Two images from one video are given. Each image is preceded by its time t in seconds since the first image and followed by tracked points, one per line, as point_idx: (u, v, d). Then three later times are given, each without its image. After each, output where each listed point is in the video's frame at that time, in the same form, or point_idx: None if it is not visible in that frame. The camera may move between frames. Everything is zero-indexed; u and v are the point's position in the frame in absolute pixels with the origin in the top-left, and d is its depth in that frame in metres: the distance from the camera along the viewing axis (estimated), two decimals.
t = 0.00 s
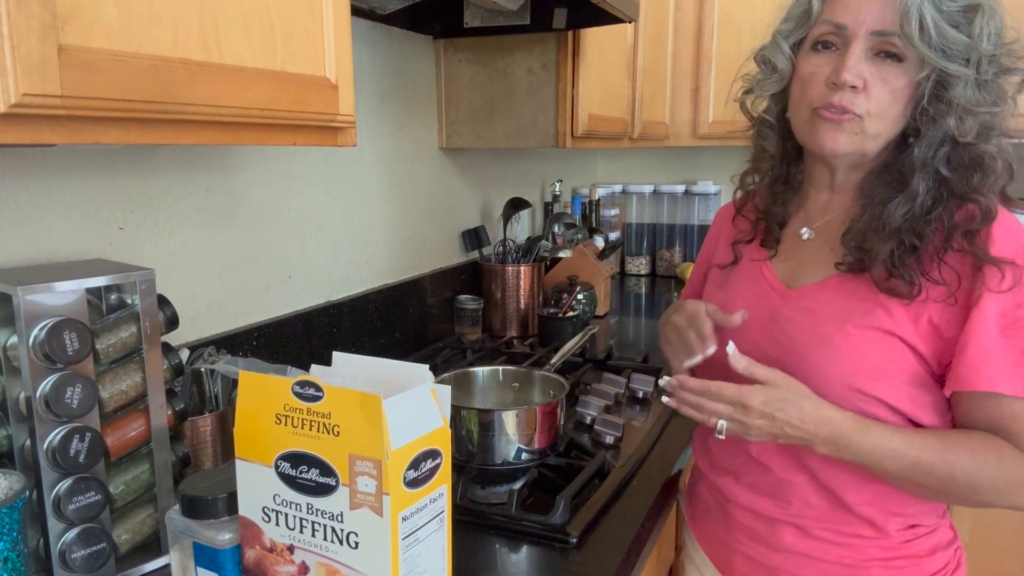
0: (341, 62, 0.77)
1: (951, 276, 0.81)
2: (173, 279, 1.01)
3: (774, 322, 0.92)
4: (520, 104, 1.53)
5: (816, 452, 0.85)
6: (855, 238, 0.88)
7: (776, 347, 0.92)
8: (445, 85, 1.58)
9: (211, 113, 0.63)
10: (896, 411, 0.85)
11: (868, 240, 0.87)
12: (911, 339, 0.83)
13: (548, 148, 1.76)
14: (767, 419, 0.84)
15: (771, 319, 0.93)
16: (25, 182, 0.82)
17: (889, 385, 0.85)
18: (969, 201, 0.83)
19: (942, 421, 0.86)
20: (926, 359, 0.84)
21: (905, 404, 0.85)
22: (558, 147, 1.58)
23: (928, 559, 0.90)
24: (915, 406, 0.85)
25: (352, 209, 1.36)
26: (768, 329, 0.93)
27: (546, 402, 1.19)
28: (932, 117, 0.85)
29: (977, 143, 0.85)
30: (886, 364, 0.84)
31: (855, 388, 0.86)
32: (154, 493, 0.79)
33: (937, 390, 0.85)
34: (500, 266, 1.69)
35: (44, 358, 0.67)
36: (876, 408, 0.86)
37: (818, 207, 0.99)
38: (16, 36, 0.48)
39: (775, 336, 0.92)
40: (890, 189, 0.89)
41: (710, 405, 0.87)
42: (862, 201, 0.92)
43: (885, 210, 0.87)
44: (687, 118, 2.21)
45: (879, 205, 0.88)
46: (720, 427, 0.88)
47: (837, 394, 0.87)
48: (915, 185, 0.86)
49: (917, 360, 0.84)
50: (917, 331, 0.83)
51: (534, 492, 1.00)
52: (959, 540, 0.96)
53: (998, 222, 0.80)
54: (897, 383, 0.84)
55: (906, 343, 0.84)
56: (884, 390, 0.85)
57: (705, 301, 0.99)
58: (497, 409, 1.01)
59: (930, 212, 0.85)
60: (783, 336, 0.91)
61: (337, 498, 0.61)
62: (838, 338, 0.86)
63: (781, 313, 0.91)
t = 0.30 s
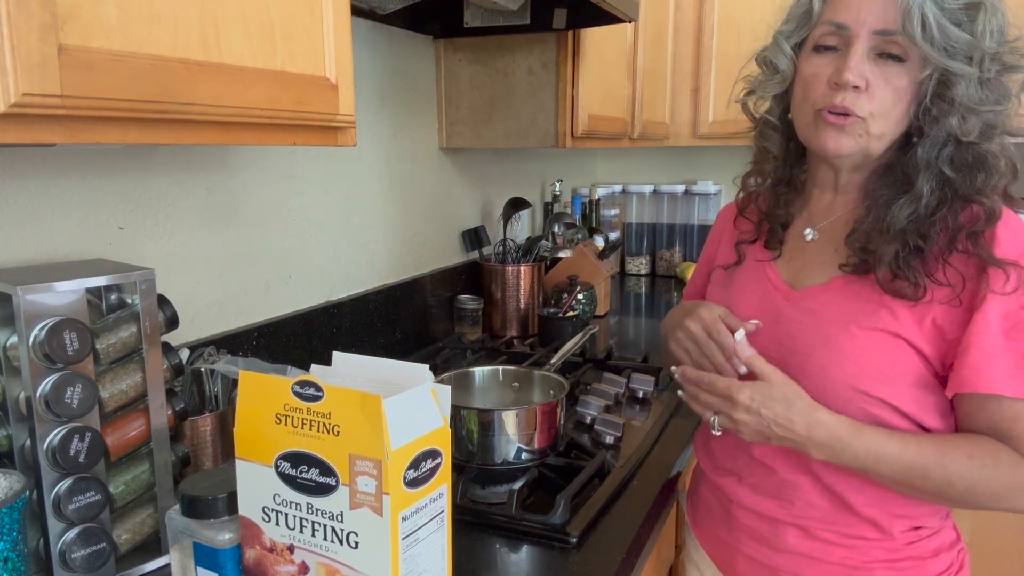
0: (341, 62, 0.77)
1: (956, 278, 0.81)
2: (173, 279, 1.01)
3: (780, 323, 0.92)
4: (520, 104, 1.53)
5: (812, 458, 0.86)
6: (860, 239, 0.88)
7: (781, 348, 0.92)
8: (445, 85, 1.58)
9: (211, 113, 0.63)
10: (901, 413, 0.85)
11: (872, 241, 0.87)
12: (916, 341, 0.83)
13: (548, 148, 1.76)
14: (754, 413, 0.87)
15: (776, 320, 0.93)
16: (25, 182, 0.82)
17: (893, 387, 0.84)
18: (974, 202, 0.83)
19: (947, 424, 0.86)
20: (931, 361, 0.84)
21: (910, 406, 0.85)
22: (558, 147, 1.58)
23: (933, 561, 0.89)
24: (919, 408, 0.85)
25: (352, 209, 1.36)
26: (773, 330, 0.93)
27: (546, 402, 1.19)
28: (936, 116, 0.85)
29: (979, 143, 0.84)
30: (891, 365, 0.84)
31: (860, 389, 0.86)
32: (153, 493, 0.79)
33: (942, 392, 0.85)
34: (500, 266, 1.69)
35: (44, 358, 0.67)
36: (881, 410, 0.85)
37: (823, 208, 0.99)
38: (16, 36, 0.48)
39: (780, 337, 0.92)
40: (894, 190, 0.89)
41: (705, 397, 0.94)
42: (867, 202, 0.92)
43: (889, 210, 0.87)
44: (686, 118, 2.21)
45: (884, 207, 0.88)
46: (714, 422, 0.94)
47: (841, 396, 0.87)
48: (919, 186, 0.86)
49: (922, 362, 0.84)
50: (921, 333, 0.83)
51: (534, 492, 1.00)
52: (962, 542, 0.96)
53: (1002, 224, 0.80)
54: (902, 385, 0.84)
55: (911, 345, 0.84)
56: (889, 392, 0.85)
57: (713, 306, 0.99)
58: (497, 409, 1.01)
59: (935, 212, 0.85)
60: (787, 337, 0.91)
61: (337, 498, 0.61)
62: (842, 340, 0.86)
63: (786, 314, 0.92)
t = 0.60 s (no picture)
0: (342, 62, 0.77)
1: (956, 276, 0.81)
2: (172, 279, 1.01)
3: (781, 323, 0.92)
4: (520, 104, 1.53)
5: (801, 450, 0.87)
6: (861, 239, 0.88)
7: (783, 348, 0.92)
8: (445, 85, 1.58)
9: (211, 113, 0.63)
10: (903, 413, 0.85)
11: (873, 240, 0.87)
12: (917, 340, 0.83)
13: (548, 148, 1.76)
14: (743, 400, 0.89)
15: (778, 320, 0.93)
16: (24, 183, 0.82)
17: (895, 387, 0.84)
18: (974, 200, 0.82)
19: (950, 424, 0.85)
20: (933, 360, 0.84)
21: (912, 406, 0.85)
22: (558, 147, 1.58)
23: (935, 561, 0.89)
24: (921, 408, 0.85)
25: (352, 209, 1.36)
26: (775, 329, 0.93)
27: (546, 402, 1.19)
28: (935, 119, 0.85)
29: (978, 144, 0.84)
30: (892, 365, 0.84)
31: (861, 389, 0.85)
32: (153, 493, 0.79)
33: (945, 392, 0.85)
34: (500, 266, 1.68)
35: (44, 358, 0.67)
36: (882, 410, 0.85)
37: (824, 209, 0.99)
38: (16, 36, 0.48)
39: (782, 337, 0.92)
40: (894, 190, 0.89)
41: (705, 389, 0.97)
42: (867, 202, 0.92)
43: (889, 210, 0.87)
44: (687, 118, 2.21)
45: (884, 206, 0.88)
46: (710, 413, 1.00)
47: (843, 395, 0.87)
48: (919, 186, 0.86)
49: (923, 361, 0.84)
50: (923, 332, 0.83)
51: (534, 492, 1.00)
52: (965, 542, 0.96)
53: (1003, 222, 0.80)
54: (903, 385, 0.84)
55: (912, 344, 0.84)
56: (891, 391, 0.85)
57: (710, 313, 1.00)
58: (497, 409, 1.01)
59: (935, 212, 0.85)
60: (789, 336, 0.91)
61: (337, 498, 0.61)
62: (844, 339, 0.86)
63: (788, 313, 0.92)
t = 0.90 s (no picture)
0: (342, 62, 0.77)
1: (954, 276, 0.81)
2: (173, 279, 1.01)
3: (780, 323, 0.92)
4: (519, 104, 1.53)
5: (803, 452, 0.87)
6: (859, 238, 0.88)
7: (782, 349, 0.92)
8: (445, 85, 1.58)
9: (211, 113, 0.63)
10: (902, 413, 0.85)
11: (871, 241, 0.87)
12: (916, 340, 0.83)
13: (548, 148, 1.76)
14: (742, 401, 0.89)
15: (777, 320, 0.93)
16: (24, 183, 0.82)
17: (895, 387, 0.84)
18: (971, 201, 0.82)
19: (949, 424, 0.85)
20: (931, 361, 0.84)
21: (911, 406, 0.85)
22: (558, 147, 1.58)
23: (934, 562, 0.89)
24: (920, 408, 0.85)
25: (352, 209, 1.36)
26: (774, 330, 0.93)
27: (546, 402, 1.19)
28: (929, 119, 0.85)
29: (974, 143, 0.84)
30: (891, 366, 0.84)
31: (860, 390, 0.85)
32: (154, 493, 0.79)
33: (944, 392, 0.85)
34: (500, 266, 1.68)
35: (43, 358, 0.67)
36: (881, 410, 0.85)
37: (822, 209, 0.99)
38: (16, 36, 0.48)
39: (781, 337, 0.92)
40: (891, 191, 0.89)
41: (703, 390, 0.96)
42: (864, 202, 0.92)
43: (886, 210, 0.87)
44: (687, 118, 2.21)
45: (881, 207, 0.88)
46: (710, 413, 0.99)
47: (842, 396, 0.87)
48: (915, 186, 0.85)
49: (922, 361, 0.84)
50: (921, 332, 0.83)
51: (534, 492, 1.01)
52: (964, 542, 0.96)
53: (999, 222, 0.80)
54: (902, 385, 0.84)
55: (911, 344, 0.84)
56: (890, 392, 0.85)
57: (708, 314, 1.00)
58: (497, 409, 1.01)
59: (933, 212, 0.85)
60: (788, 337, 0.91)
61: (337, 498, 0.61)
62: (843, 340, 0.86)
63: (787, 314, 0.92)
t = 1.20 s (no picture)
0: (341, 62, 0.77)
1: (953, 277, 0.81)
2: (173, 279, 1.01)
3: (780, 325, 0.92)
4: (519, 104, 1.53)
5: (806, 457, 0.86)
6: (857, 239, 0.88)
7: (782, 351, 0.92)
8: (445, 85, 1.58)
9: (211, 113, 0.63)
10: (902, 415, 0.85)
11: (869, 242, 0.87)
12: (917, 341, 0.83)
13: (548, 148, 1.76)
14: (745, 412, 0.87)
15: (776, 322, 0.93)
16: (23, 183, 0.82)
17: (895, 389, 0.85)
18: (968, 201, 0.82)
19: (949, 425, 0.85)
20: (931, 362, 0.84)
21: (912, 408, 0.85)
22: (558, 147, 1.58)
23: (937, 562, 0.89)
24: (921, 410, 0.85)
25: (352, 209, 1.36)
26: (773, 332, 0.93)
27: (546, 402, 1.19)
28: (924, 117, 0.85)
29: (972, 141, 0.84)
30: (891, 367, 0.84)
31: (861, 392, 0.85)
32: (154, 493, 0.79)
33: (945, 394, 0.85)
34: (500, 266, 1.68)
35: (44, 358, 0.67)
36: (882, 411, 0.85)
37: (819, 210, 1.00)
38: (16, 36, 0.48)
39: (780, 339, 0.92)
40: (889, 191, 0.89)
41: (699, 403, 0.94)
42: (863, 203, 0.92)
43: (884, 211, 0.87)
44: (687, 118, 2.21)
45: (880, 207, 0.88)
46: (709, 426, 0.94)
47: (842, 398, 0.87)
48: (912, 186, 0.85)
49: (923, 362, 0.84)
50: (922, 333, 0.83)
51: (534, 492, 1.01)
52: (966, 542, 0.96)
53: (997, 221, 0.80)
54: (903, 386, 0.84)
55: (911, 345, 0.84)
56: (891, 394, 0.85)
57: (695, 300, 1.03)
58: (497, 409, 1.01)
59: (931, 212, 0.85)
60: (787, 339, 0.91)
61: (337, 498, 0.61)
62: (843, 342, 0.86)
63: (786, 316, 0.92)
